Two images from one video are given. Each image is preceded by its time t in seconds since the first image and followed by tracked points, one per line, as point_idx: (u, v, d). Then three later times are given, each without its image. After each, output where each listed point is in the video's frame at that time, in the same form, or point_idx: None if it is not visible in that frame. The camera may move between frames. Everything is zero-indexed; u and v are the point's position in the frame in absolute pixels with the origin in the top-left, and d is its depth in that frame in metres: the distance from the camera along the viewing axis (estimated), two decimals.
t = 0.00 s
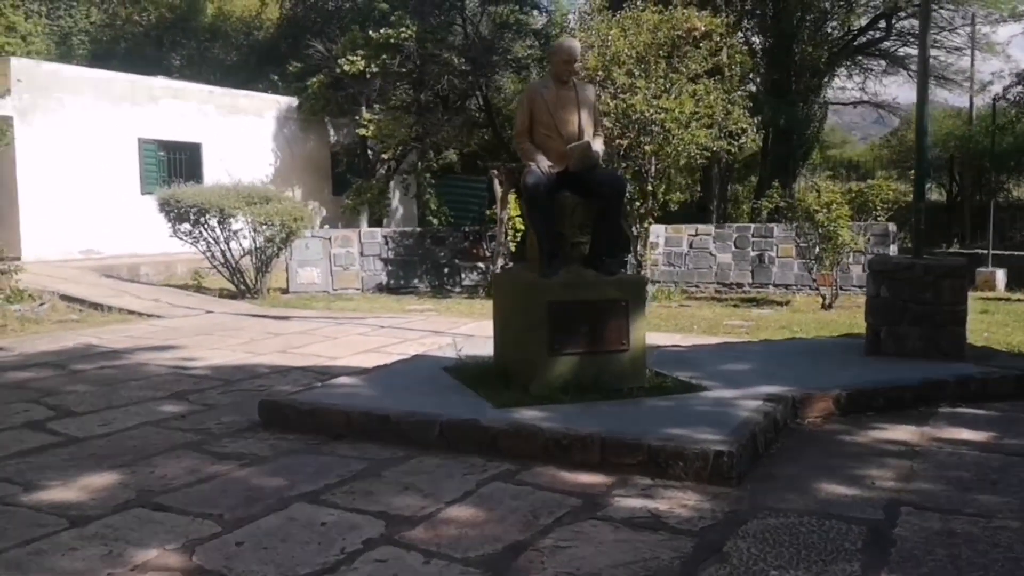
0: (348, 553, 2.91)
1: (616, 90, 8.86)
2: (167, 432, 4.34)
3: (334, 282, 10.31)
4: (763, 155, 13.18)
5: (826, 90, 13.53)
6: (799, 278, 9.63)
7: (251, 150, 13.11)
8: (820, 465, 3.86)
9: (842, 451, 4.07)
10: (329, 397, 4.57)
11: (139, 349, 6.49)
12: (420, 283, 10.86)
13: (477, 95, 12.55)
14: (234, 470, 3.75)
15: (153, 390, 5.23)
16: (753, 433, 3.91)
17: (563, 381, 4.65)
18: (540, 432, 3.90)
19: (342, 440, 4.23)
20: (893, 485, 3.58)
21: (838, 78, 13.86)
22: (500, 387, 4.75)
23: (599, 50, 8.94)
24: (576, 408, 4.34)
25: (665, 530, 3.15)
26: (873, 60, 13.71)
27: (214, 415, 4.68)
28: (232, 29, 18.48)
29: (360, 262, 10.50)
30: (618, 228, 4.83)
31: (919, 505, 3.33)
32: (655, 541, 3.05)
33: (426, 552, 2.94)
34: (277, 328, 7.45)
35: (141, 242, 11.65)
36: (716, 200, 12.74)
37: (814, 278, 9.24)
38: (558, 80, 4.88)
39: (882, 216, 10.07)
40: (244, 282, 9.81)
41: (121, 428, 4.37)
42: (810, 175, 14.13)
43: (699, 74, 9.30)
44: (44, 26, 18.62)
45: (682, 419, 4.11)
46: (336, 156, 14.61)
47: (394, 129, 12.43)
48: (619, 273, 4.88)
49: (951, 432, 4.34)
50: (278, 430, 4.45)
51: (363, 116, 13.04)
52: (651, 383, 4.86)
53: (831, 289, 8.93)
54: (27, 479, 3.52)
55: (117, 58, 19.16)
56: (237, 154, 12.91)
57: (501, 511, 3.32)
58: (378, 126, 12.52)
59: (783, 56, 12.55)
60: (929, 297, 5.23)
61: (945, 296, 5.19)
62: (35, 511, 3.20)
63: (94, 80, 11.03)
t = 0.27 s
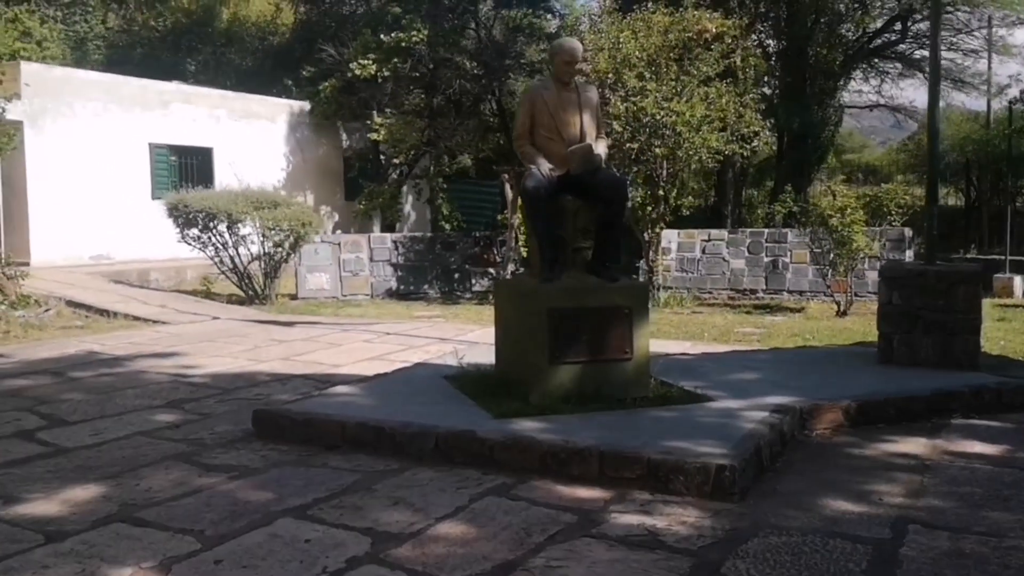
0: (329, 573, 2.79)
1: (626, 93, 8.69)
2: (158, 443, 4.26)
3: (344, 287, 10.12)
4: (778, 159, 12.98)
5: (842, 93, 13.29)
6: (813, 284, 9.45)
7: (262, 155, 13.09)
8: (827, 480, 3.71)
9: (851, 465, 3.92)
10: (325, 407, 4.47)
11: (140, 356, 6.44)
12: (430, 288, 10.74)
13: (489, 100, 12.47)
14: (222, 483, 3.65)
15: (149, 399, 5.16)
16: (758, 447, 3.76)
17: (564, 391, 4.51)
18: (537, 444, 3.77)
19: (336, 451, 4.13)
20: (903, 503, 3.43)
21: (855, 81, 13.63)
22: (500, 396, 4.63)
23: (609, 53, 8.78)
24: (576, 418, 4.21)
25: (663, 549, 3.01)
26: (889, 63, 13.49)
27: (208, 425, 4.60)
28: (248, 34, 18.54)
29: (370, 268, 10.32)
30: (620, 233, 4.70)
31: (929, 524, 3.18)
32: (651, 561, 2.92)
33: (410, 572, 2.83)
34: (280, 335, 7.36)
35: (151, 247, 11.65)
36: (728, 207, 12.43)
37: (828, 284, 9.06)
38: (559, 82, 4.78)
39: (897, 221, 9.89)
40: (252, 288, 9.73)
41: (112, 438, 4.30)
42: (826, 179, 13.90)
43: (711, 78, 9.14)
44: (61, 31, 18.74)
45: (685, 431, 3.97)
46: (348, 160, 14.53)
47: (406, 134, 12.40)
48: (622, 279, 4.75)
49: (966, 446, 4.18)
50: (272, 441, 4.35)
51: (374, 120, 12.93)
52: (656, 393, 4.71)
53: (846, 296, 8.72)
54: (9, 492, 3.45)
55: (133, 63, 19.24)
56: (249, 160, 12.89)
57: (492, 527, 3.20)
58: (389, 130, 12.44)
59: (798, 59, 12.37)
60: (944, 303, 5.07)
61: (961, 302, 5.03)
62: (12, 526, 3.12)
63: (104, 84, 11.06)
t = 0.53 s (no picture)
0: None
1: (636, 95, 8.47)
2: (146, 455, 4.18)
3: (351, 291, 9.99)
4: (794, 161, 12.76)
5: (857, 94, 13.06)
6: (827, 289, 9.19)
7: (272, 159, 13.04)
8: (833, 496, 3.56)
9: (858, 481, 3.77)
10: (317, 417, 4.37)
11: (139, 364, 6.39)
12: (438, 293, 10.56)
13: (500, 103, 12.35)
14: (205, 498, 3.56)
15: (143, 409, 5.10)
16: (760, 461, 3.61)
17: (563, 400, 4.37)
18: (530, 457, 3.64)
19: (326, 463, 4.03)
20: (911, 522, 3.28)
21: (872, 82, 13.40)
22: (497, 405, 4.50)
23: (620, 56, 8.54)
24: (574, 429, 4.07)
25: (656, 570, 2.88)
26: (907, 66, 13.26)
27: (199, 436, 4.52)
28: (263, 39, 18.56)
29: (378, 272, 10.18)
30: (622, 237, 4.55)
31: (938, 546, 3.04)
32: None
33: None
34: (282, 340, 7.28)
35: (160, 251, 11.63)
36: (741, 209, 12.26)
37: (842, 289, 8.87)
38: (561, 84, 4.61)
39: (913, 225, 9.69)
40: (259, 292, 9.65)
41: (100, 450, 4.23)
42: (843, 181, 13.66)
43: (723, 80, 8.97)
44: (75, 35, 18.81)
45: (686, 443, 3.82)
46: (359, 163, 14.39)
47: (418, 136, 12.28)
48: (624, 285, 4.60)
49: (980, 460, 4.01)
50: (262, 452, 4.26)
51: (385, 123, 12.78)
52: (659, 403, 4.57)
53: (860, 302, 8.50)
54: None
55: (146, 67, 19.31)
56: (259, 163, 12.85)
57: (479, 545, 3.07)
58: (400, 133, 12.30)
59: (814, 60, 12.16)
60: (956, 310, 4.96)
61: (973, 309, 4.93)
62: None
63: (115, 88, 11.06)
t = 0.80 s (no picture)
0: None
1: (646, 98, 8.31)
2: (136, 463, 4.14)
3: (361, 295, 9.94)
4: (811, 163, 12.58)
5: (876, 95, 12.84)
6: (841, 294, 9.07)
7: (284, 163, 13.05)
8: (835, 512, 3.44)
9: (862, 494, 3.64)
10: (310, 425, 4.31)
11: (141, 369, 6.38)
12: (449, 297, 10.49)
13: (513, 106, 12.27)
14: (190, 509, 3.51)
15: (140, 415, 5.07)
16: (760, 474, 3.49)
17: (560, 409, 4.26)
18: (522, 470, 3.54)
19: (316, 473, 3.96)
20: (915, 540, 3.15)
21: (891, 83, 13.18)
22: (493, 413, 4.40)
23: (630, 57, 8.39)
24: (570, 439, 3.96)
25: None
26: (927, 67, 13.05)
27: (192, 443, 4.48)
28: (279, 42, 18.61)
29: (389, 276, 10.12)
30: (622, 242, 4.44)
31: (941, 566, 2.91)
32: None
33: None
34: (286, 345, 7.24)
35: (173, 255, 11.67)
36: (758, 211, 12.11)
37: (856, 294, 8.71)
38: (561, 85, 4.48)
39: (931, 229, 9.51)
40: (268, 296, 9.62)
41: (91, 457, 4.20)
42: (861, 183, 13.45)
43: (737, 82, 8.83)
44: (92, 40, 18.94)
45: (684, 454, 3.70)
46: (372, 167, 14.40)
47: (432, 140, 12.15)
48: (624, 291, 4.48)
49: (990, 474, 3.87)
50: (254, 461, 4.20)
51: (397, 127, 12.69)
52: (659, 412, 4.45)
53: (874, 306, 8.39)
54: None
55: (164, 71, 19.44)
56: (271, 167, 12.86)
57: (463, 561, 2.98)
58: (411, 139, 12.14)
59: (831, 62, 11.98)
60: (969, 317, 4.81)
61: (986, 317, 4.78)
62: None
63: (127, 92, 11.11)
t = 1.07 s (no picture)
0: None
1: (655, 99, 8.19)
2: (127, 469, 4.12)
3: (369, 299, 9.89)
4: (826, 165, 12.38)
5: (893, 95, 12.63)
6: (856, 298, 8.93)
7: (295, 166, 13.05)
8: (834, 525, 3.33)
9: (863, 506, 3.52)
10: (302, 431, 4.26)
11: (142, 373, 6.38)
12: (458, 300, 10.40)
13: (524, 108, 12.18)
14: (175, 516, 3.48)
15: (136, 420, 5.06)
16: (758, 485, 3.38)
17: (557, 416, 4.15)
18: (512, 479, 3.46)
19: (306, 480, 3.91)
20: (916, 555, 3.03)
21: (909, 84, 12.97)
22: (489, 420, 4.32)
23: (639, 58, 8.28)
24: (564, 446, 3.86)
25: None
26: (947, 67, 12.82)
27: (185, 449, 4.45)
28: (293, 45, 18.66)
29: (397, 279, 10.07)
30: (621, 244, 4.31)
31: None
32: None
33: None
34: (290, 349, 7.21)
35: (184, 258, 11.69)
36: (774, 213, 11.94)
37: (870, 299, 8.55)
38: (559, 85, 4.41)
39: (947, 233, 9.33)
40: (276, 300, 9.59)
41: (82, 463, 4.19)
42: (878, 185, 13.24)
43: (748, 82, 8.68)
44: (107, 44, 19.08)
45: (681, 463, 3.59)
46: (383, 170, 14.38)
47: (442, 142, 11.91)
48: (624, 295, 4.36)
49: (999, 485, 3.74)
50: (245, 467, 4.16)
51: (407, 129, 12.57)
52: (659, 419, 4.35)
53: (888, 310, 8.22)
54: None
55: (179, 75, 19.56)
56: (282, 170, 12.86)
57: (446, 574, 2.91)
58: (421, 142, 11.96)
59: (847, 62, 11.79)
60: (980, 322, 4.67)
61: (997, 322, 4.64)
62: None
63: (138, 95, 11.15)
